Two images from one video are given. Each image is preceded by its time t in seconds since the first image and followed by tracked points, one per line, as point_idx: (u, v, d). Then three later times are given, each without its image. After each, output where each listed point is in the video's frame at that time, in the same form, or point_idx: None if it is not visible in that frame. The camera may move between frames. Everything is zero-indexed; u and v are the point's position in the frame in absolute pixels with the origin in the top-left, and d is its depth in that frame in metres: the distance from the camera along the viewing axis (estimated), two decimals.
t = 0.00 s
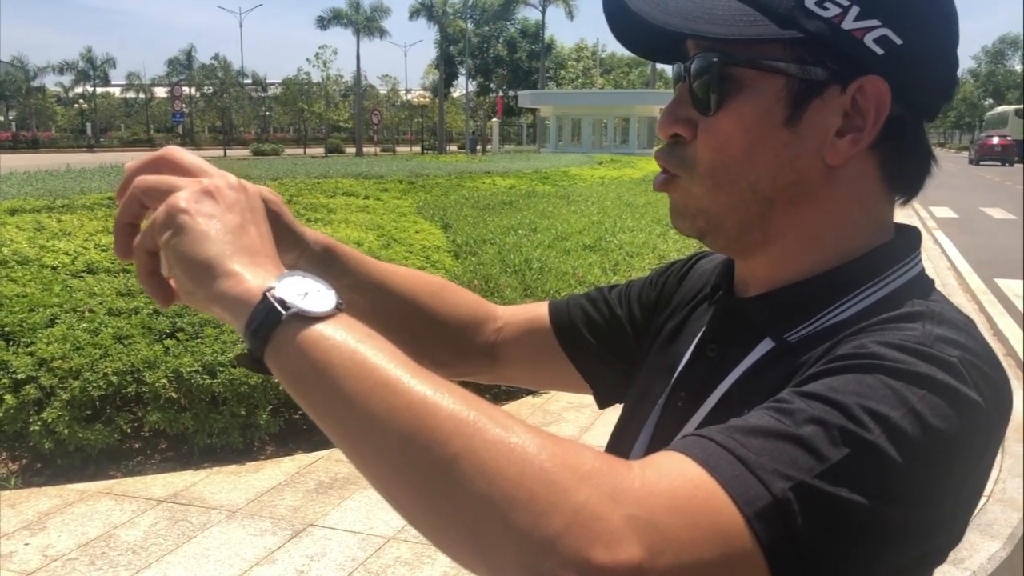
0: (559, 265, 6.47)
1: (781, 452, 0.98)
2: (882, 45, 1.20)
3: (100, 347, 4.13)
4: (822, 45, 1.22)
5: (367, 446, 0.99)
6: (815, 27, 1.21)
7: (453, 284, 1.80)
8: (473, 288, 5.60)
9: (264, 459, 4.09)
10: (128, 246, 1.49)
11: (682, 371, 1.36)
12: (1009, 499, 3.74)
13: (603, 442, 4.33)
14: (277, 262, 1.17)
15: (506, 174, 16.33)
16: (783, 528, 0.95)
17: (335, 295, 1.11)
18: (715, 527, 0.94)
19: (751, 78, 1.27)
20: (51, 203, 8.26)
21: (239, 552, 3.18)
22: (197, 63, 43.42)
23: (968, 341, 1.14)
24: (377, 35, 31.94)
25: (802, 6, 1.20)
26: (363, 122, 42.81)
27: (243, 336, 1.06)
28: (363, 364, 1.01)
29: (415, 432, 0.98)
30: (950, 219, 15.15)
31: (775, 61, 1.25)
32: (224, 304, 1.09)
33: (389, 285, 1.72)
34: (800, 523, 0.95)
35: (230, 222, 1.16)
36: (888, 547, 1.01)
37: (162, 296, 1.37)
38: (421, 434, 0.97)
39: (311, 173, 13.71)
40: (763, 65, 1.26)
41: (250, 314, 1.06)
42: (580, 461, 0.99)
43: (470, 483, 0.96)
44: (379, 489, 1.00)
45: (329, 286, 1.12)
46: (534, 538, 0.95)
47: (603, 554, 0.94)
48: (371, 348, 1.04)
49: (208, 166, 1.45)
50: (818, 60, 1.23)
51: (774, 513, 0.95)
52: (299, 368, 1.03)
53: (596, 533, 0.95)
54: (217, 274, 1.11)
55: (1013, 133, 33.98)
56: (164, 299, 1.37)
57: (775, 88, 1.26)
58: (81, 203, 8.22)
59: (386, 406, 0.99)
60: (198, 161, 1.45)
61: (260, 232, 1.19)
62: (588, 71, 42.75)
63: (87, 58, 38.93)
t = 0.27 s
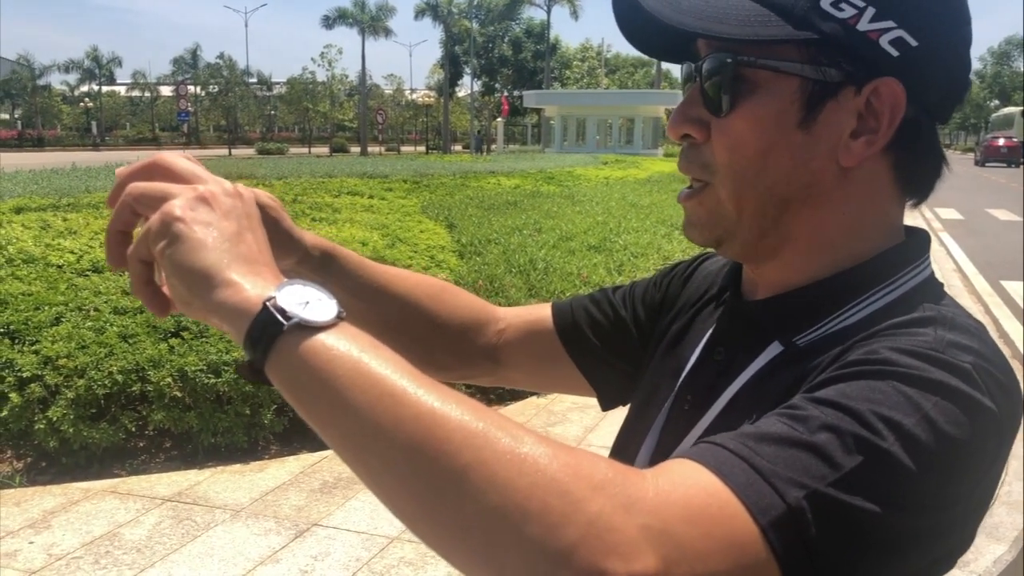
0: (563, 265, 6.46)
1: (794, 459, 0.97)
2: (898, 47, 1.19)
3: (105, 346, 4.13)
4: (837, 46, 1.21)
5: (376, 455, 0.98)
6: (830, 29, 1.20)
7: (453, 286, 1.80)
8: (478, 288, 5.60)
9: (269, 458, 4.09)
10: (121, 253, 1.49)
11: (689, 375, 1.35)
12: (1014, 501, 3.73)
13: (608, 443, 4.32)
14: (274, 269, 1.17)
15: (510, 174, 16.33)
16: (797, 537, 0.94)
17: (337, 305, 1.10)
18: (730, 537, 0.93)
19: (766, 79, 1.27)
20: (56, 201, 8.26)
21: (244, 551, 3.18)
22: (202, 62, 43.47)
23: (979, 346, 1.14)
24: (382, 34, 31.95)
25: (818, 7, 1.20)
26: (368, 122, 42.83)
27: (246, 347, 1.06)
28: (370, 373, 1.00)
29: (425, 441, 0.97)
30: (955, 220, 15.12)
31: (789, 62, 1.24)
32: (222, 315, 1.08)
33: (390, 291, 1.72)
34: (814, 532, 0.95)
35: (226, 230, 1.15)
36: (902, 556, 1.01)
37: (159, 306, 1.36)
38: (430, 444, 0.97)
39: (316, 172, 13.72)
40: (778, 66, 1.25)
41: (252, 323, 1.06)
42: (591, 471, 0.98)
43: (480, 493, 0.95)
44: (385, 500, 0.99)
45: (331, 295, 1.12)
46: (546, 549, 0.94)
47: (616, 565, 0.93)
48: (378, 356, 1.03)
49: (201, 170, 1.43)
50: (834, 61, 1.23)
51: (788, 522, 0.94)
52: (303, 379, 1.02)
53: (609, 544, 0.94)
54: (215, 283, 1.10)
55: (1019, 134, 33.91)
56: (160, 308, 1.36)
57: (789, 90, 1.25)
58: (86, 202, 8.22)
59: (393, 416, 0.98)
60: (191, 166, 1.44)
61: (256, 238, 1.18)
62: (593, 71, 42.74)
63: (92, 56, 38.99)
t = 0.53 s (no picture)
0: (566, 266, 6.46)
1: (803, 464, 0.97)
2: (907, 49, 1.19)
3: (109, 345, 4.13)
4: (847, 47, 1.21)
5: (381, 463, 0.96)
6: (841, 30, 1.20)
7: (450, 290, 1.81)
8: (481, 288, 5.60)
9: (272, 458, 4.09)
10: (117, 260, 1.48)
11: (690, 377, 1.34)
12: (1018, 503, 3.73)
13: (610, 443, 4.32)
14: (274, 276, 1.15)
15: (514, 174, 16.33)
16: (807, 544, 0.94)
17: (338, 311, 1.09)
18: (741, 543, 0.93)
19: (774, 81, 1.26)
20: (60, 200, 8.27)
21: (246, 551, 3.18)
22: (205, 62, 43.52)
23: (984, 348, 1.13)
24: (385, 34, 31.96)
25: (828, 8, 1.19)
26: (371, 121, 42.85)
27: (246, 356, 1.04)
28: (374, 380, 0.99)
29: (431, 449, 0.96)
30: (959, 221, 15.11)
31: (800, 63, 1.24)
32: (222, 322, 1.07)
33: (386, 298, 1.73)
34: (824, 538, 0.94)
35: (225, 237, 1.14)
36: (909, 560, 1.01)
37: (157, 316, 1.35)
38: (436, 452, 0.95)
39: (319, 171, 13.73)
40: (787, 66, 1.25)
41: (253, 329, 1.04)
42: (601, 478, 0.97)
43: (489, 504, 0.94)
44: (388, 510, 0.98)
45: (332, 301, 1.11)
46: (556, 559, 0.92)
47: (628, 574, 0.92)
48: (381, 363, 1.02)
49: (199, 175, 1.42)
50: (843, 63, 1.22)
51: (799, 528, 0.94)
52: (304, 388, 1.01)
53: (620, 553, 0.92)
54: (214, 291, 1.09)
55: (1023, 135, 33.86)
56: (159, 318, 1.34)
57: (798, 92, 1.25)
58: (90, 202, 8.23)
59: (397, 425, 0.97)
60: (188, 170, 1.43)
61: (255, 244, 1.17)
62: (596, 71, 42.75)
63: (96, 56, 39.06)
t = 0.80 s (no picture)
0: (567, 265, 6.46)
1: (810, 465, 0.97)
2: (910, 45, 1.19)
3: (110, 345, 4.13)
4: (850, 44, 1.20)
5: (384, 467, 0.96)
6: (844, 27, 1.19)
7: (449, 291, 1.80)
8: (482, 288, 5.59)
9: (273, 458, 4.09)
10: (115, 265, 1.47)
11: (692, 377, 1.34)
12: (1020, 501, 3.72)
13: (612, 443, 4.32)
14: (274, 278, 1.14)
15: (514, 173, 16.33)
16: (816, 546, 0.93)
17: (340, 314, 1.08)
18: (749, 546, 0.92)
19: (777, 79, 1.26)
20: (60, 201, 8.26)
21: (248, 552, 3.18)
22: (205, 62, 43.51)
23: (989, 346, 1.13)
24: (385, 34, 31.94)
25: (831, 5, 1.19)
26: (370, 122, 42.83)
27: (247, 360, 1.03)
28: (377, 384, 0.99)
29: (436, 452, 0.95)
30: (960, 220, 15.11)
31: (803, 61, 1.23)
32: (222, 326, 1.06)
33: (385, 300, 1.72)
34: (833, 540, 0.94)
35: (225, 239, 1.14)
36: (917, 559, 1.00)
37: (156, 321, 1.33)
38: (442, 455, 0.95)
39: (319, 171, 13.73)
40: (791, 65, 1.24)
41: (254, 333, 1.03)
42: (608, 482, 0.96)
43: (496, 508, 0.93)
44: (393, 515, 0.97)
45: (332, 304, 1.10)
46: (564, 563, 0.91)
47: None
48: (383, 366, 1.01)
49: (196, 176, 1.41)
50: (846, 60, 1.22)
51: (807, 529, 0.93)
52: (306, 392, 1.00)
53: (629, 556, 0.92)
54: (213, 294, 1.08)
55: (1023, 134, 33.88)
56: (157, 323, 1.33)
57: (802, 91, 1.25)
58: (90, 202, 8.22)
59: (401, 429, 0.96)
60: (185, 172, 1.42)
61: (255, 246, 1.16)
62: (596, 71, 42.78)
63: (95, 57, 39.05)
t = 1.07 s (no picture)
0: (566, 264, 6.46)
1: (817, 468, 0.96)
2: (912, 41, 1.18)
3: (110, 347, 4.13)
4: (851, 42, 1.20)
5: (390, 475, 0.96)
6: (845, 26, 1.19)
7: (447, 293, 1.80)
8: (482, 288, 5.59)
9: (274, 459, 4.08)
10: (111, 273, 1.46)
11: (693, 377, 1.34)
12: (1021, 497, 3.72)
13: (613, 441, 4.32)
14: (273, 284, 1.14)
15: (513, 172, 16.33)
16: (824, 550, 0.93)
17: (341, 320, 1.08)
18: (758, 551, 0.92)
19: (779, 79, 1.26)
20: (59, 203, 8.26)
21: (250, 553, 3.18)
22: (203, 63, 43.50)
23: (993, 345, 1.13)
24: (384, 34, 31.94)
25: (831, 4, 1.18)
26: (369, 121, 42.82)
27: (248, 368, 1.03)
28: (380, 391, 0.98)
29: (442, 460, 0.95)
30: (959, 216, 15.11)
31: (805, 60, 1.23)
32: (222, 335, 1.05)
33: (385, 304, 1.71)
34: (840, 543, 0.94)
35: (223, 246, 1.13)
36: (925, 560, 1.00)
37: (154, 328, 1.33)
38: (447, 463, 0.95)
39: (318, 172, 13.72)
40: (793, 64, 1.24)
41: (255, 341, 1.03)
42: (615, 489, 0.96)
43: (503, 516, 0.93)
44: (399, 523, 0.97)
45: (333, 310, 1.09)
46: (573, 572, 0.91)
47: None
48: (386, 373, 1.01)
49: (193, 182, 1.40)
50: (847, 58, 1.22)
51: (815, 533, 0.93)
52: (308, 400, 1.00)
53: (637, 564, 0.92)
54: (213, 303, 1.07)
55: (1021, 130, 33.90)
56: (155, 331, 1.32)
57: (804, 91, 1.24)
58: (89, 204, 8.22)
59: (406, 437, 0.96)
60: (182, 178, 1.41)
61: (253, 253, 1.16)
62: (594, 69, 42.77)
63: (93, 58, 39.03)
